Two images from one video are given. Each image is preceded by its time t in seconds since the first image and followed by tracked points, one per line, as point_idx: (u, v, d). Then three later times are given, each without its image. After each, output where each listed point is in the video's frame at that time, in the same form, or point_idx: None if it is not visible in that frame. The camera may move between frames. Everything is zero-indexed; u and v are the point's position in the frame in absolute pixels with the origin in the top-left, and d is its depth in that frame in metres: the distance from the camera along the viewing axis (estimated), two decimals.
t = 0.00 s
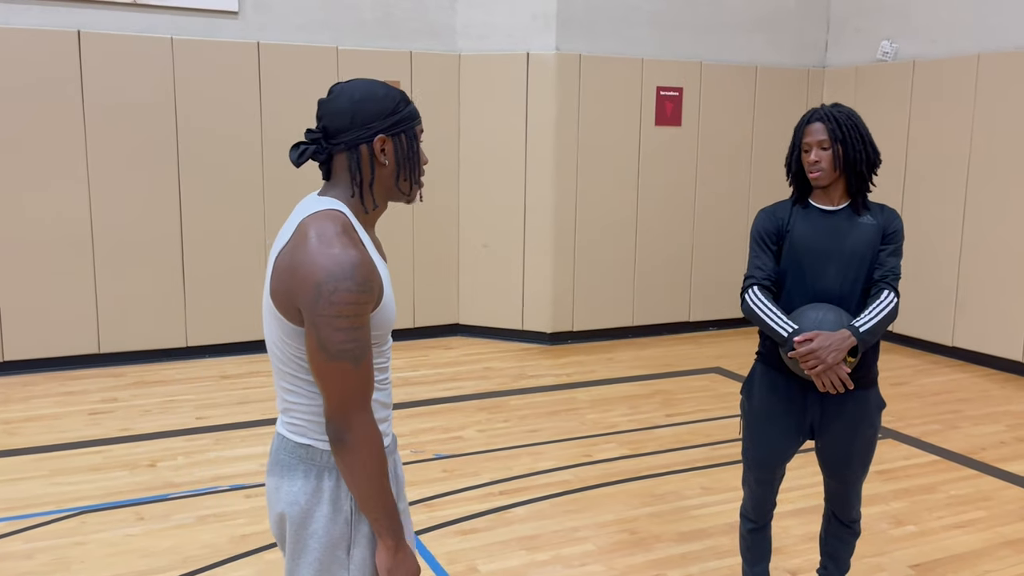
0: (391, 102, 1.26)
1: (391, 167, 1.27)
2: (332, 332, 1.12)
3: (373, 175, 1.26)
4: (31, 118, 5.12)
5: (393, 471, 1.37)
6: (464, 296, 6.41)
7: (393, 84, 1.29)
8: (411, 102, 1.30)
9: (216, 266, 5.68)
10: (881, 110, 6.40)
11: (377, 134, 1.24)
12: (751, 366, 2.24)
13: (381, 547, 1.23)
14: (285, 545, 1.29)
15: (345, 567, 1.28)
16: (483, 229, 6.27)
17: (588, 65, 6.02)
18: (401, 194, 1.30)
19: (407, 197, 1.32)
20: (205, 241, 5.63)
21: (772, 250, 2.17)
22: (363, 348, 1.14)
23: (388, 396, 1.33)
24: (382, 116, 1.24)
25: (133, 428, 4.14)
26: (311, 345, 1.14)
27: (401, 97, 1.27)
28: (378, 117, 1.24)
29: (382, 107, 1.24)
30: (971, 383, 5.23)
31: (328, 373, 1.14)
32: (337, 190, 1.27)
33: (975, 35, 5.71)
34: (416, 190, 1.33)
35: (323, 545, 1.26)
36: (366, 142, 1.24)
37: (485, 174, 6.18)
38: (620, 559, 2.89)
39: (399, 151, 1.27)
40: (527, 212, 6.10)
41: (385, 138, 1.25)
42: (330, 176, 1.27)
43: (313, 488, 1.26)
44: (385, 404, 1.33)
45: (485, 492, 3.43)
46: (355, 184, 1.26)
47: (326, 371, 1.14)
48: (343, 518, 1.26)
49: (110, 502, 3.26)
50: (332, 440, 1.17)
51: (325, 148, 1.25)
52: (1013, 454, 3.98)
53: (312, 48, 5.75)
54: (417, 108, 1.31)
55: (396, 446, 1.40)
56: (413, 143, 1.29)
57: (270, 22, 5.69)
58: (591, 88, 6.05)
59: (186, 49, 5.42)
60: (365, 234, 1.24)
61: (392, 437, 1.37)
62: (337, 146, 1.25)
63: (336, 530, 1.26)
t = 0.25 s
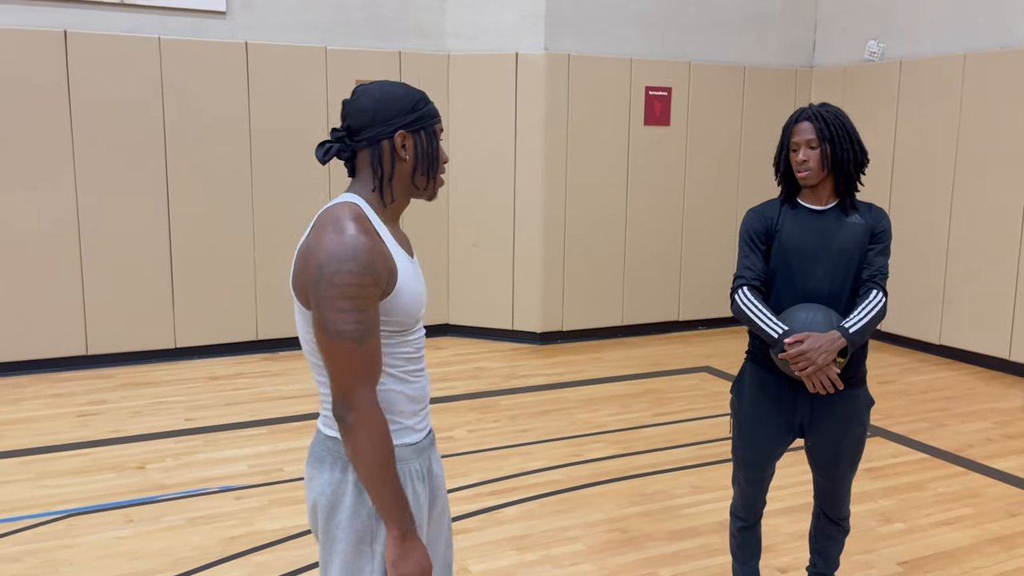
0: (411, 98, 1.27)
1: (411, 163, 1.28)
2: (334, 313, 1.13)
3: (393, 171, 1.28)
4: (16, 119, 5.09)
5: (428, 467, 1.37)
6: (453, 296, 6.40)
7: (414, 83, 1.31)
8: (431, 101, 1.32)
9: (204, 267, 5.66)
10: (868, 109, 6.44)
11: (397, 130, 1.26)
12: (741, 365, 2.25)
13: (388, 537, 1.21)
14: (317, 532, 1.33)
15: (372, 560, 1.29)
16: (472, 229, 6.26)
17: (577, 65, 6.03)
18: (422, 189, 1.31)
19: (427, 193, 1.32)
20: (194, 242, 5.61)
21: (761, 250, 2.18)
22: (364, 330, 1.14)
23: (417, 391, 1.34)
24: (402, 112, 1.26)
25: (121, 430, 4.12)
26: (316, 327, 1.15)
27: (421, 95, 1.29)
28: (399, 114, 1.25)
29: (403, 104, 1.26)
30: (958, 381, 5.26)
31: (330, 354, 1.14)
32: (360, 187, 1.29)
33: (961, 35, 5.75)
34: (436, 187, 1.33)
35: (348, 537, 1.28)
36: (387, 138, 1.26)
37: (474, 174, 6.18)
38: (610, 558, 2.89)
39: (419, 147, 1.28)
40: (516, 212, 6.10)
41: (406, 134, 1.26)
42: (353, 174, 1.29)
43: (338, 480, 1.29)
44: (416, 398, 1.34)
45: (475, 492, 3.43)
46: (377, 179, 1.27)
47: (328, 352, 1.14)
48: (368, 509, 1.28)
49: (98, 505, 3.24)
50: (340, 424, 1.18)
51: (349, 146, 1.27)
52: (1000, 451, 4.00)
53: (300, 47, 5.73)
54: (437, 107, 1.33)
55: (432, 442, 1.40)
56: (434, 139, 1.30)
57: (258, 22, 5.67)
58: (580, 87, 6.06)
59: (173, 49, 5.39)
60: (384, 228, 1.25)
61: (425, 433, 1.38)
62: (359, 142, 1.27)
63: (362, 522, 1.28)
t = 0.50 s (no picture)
0: (445, 106, 1.37)
1: (443, 166, 1.37)
2: (336, 297, 1.22)
3: (427, 173, 1.37)
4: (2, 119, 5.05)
5: (429, 465, 1.42)
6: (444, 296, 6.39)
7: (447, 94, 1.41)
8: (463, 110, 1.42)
9: (193, 268, 5.63)
10: (856, 109, 6.46)
11: (431, 134, 1.35)
12: (732, 364, 2.25)
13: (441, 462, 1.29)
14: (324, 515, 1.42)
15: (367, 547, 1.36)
16: (462, 229, 6.25)
17: (567, 65, 6.03)
18: (453, 192, 1.40)
19: (459, 196, 1.41)
20: (182, 242, 5.58)
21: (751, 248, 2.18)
22: (361, 312, 1.22)
23: (421, 389, 1.38)
24: (436, 118, 1.35)
25: (110, 432, 4.10)
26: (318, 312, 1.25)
27: (454, 104, 1.39)
28: (433, 119, 1.35)
29: (436, 111, 1.36)
30: (947, 379, 5.29)
31: (327, 333, 1.23)
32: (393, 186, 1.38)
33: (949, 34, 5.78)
34: (467, 192, 1.42)
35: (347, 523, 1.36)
36: (421, 141, 1.35)
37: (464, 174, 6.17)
38: (601, 557, 2.89)
39: (451, 151, 1.37)
40: (507, 212, 6.10)
41: (439, 139, 1.36)
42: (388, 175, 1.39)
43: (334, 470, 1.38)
44: (418, 396, 1.38)
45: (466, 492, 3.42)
46: (410, 180, 1.37)
47: (326, 333, 1.23)
48: (358, 501, 1.35)
49: (88, 506, 3.22)
50: (333, 404, 1.25)
51: (385, 148, 1.37)
52: (988, 448, 4.03)
53: (289, 47, 5.71)
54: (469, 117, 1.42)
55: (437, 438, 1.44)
56: (466, 145, 1.39)
57: (247, 22, 5.65)
58: (570, 87, 6.06)
59: (161, 48, 5.37)
60: (406, 227, 1.34)
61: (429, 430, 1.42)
62: (395, 146, 1.37)
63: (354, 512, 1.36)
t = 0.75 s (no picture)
0: (463, 112, 1.36)
1: (451, 171, 1.37)
2: (366, 283, 1.25)
3: (434, 176, 1.36)
4: None
5: (432, 463, 1.40)
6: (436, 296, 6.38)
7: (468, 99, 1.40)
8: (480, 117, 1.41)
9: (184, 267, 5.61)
10: (847, 108, 6.48)
11: (443, 138, 1.35)
12: (724, 363, 2.25)
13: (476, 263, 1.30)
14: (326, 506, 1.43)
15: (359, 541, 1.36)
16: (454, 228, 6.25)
17: (559, 64, 6.02)
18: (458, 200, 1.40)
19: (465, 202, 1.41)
20: (173, 242, 5.56)
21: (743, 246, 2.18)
22: (394, 285, 1.25)
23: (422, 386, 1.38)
24: (450, 124, 1.35)
25: (101, 433, 4.08)
26: (353, 306, 1.27)
27: (471, 109, 1.38)
28: (447, 123, 1.35)
29: (451, 116, 1.35)
30: (938, 377, 5.31)
31: (371, 320, 1.25)
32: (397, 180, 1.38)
33: (939, 33, 5.80)
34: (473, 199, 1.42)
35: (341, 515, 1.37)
36: (432, 143, 1.35)
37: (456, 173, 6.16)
38: (594, 556, 2.89)
39: (460, 159, 1.37)
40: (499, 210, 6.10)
41: (450, 144, 1.35)
42: (394, 169, 1.38)
43: (339, 464, 1.39)
44: (419, 392, 1.38)
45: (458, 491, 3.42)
46: (417, 180, 1.36)
47: (371, 321, 1.25)
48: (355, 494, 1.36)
49: (78, 508, 3.20)
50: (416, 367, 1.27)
51: (393, 143, 1.37)
52: (979, 445, 4.04)
53: (279, 46, 5.69)
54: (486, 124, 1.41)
55: (439, 439, 1.43)
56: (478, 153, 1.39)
57: (237, 21, 5.62)
58: (562, 86, 6.06)
59: (151, 47, 5.34)
60: (407, 225, 1.34)
61: (430, 429, 1.41)
62: (405, 143, 1.36)
63: (350, 504, 1.36)
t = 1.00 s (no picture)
0: (450, 106, 1.36)
1: (443, 167, 1.37)
2: (371, 267, 1.24)
3: (427, 172, 1.36)
4: None
5: (431, 465, 1.40)
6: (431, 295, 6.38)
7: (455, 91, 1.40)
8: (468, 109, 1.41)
9: (178, 267, 5.59)
10: (841, 107, 6.49)
11: (434, 135, 1.35)
12: (718, 361, 2.25)
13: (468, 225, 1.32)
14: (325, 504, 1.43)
15: (354, 541, 1.36)
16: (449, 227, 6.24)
17: (554, 63, 6.02)
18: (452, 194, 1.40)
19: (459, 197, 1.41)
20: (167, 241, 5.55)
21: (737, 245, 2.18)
22: (397, 264, 1.25)
23: (421, 386, 1.38)
24: (440, 119, 1.35)
25: (95, 433, 4.06)
26: (362, 296, 1.26)
27: (460, 103, 1.38)
28: (437, 120, 1.34)
29: (442, 111, 1.35)
30: (932, 375, 5.32)
31: (382, 300, 1.24)
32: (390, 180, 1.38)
33: (933, 33, 5.81)
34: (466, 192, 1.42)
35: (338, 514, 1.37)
36: (423, 140, 1.35)
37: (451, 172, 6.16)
38: (589, 555, 2.89)
39: (453, 152, 1.37)
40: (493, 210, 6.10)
41: (441, 140, 1.35)
42: (386, 169, 1.38)
43: (337, 463, 1.39)
44: (419, 392, 1.38)
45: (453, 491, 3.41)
46: (410, 179, 1.36)
47: (381, 302, 1.24)
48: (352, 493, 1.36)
49: (71, 509, 3.19)
50: (435, 341, 1.25)
51: (385, 142, 1.36)
52: (973, 443, 4.05)
53: (273, 45, 5.68)
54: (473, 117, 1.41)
55: (440, 439, 1.42)
56: (468, 146, 1.39)
57: (231, 20, 5.61)
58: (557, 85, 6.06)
59: (145, 46, 5.32)
60: (401, 223, 1.35)
61: (431, 430, 1.40)
62: (396, 141, 1.36)
63: (347, 504, 1.36)
